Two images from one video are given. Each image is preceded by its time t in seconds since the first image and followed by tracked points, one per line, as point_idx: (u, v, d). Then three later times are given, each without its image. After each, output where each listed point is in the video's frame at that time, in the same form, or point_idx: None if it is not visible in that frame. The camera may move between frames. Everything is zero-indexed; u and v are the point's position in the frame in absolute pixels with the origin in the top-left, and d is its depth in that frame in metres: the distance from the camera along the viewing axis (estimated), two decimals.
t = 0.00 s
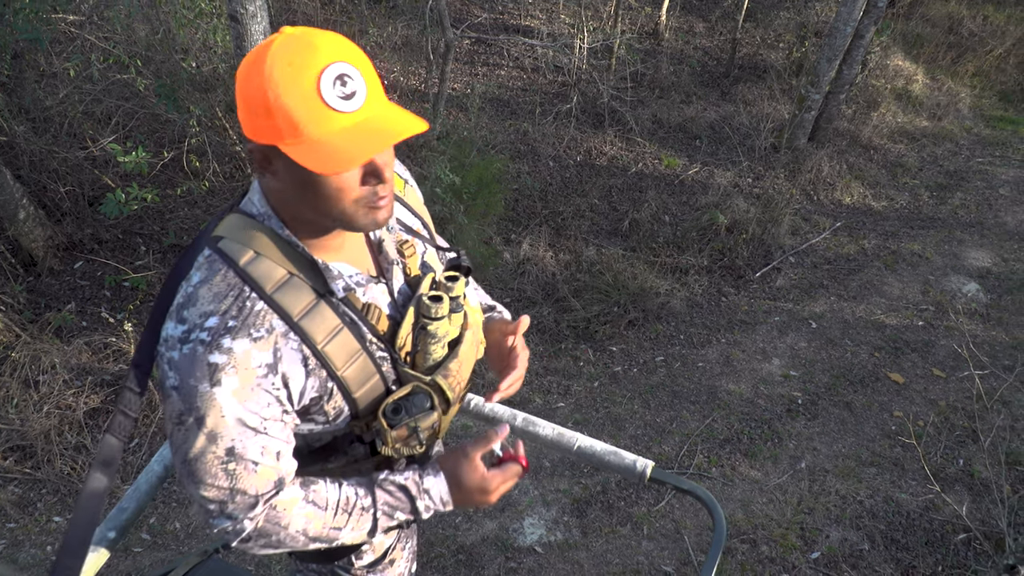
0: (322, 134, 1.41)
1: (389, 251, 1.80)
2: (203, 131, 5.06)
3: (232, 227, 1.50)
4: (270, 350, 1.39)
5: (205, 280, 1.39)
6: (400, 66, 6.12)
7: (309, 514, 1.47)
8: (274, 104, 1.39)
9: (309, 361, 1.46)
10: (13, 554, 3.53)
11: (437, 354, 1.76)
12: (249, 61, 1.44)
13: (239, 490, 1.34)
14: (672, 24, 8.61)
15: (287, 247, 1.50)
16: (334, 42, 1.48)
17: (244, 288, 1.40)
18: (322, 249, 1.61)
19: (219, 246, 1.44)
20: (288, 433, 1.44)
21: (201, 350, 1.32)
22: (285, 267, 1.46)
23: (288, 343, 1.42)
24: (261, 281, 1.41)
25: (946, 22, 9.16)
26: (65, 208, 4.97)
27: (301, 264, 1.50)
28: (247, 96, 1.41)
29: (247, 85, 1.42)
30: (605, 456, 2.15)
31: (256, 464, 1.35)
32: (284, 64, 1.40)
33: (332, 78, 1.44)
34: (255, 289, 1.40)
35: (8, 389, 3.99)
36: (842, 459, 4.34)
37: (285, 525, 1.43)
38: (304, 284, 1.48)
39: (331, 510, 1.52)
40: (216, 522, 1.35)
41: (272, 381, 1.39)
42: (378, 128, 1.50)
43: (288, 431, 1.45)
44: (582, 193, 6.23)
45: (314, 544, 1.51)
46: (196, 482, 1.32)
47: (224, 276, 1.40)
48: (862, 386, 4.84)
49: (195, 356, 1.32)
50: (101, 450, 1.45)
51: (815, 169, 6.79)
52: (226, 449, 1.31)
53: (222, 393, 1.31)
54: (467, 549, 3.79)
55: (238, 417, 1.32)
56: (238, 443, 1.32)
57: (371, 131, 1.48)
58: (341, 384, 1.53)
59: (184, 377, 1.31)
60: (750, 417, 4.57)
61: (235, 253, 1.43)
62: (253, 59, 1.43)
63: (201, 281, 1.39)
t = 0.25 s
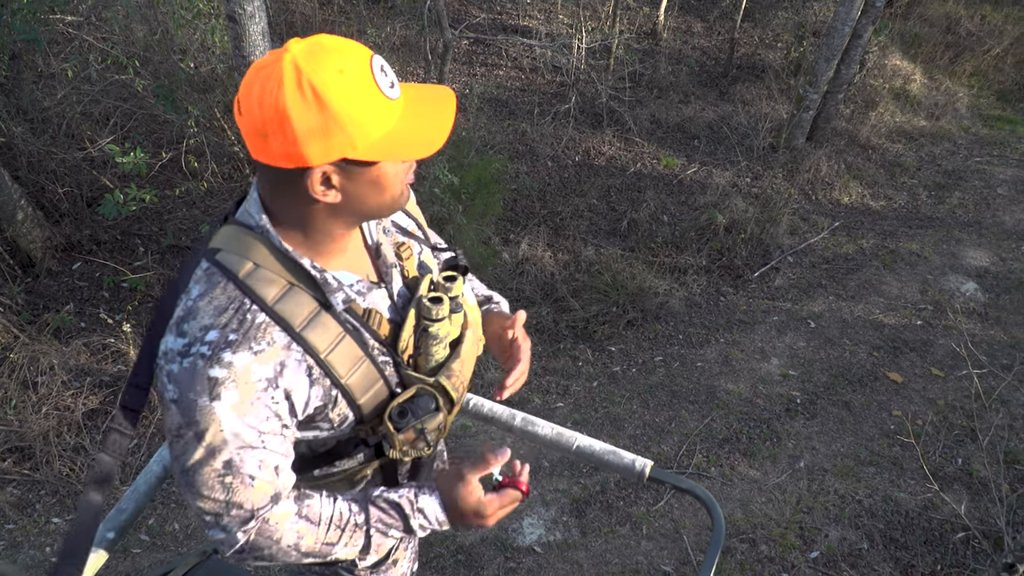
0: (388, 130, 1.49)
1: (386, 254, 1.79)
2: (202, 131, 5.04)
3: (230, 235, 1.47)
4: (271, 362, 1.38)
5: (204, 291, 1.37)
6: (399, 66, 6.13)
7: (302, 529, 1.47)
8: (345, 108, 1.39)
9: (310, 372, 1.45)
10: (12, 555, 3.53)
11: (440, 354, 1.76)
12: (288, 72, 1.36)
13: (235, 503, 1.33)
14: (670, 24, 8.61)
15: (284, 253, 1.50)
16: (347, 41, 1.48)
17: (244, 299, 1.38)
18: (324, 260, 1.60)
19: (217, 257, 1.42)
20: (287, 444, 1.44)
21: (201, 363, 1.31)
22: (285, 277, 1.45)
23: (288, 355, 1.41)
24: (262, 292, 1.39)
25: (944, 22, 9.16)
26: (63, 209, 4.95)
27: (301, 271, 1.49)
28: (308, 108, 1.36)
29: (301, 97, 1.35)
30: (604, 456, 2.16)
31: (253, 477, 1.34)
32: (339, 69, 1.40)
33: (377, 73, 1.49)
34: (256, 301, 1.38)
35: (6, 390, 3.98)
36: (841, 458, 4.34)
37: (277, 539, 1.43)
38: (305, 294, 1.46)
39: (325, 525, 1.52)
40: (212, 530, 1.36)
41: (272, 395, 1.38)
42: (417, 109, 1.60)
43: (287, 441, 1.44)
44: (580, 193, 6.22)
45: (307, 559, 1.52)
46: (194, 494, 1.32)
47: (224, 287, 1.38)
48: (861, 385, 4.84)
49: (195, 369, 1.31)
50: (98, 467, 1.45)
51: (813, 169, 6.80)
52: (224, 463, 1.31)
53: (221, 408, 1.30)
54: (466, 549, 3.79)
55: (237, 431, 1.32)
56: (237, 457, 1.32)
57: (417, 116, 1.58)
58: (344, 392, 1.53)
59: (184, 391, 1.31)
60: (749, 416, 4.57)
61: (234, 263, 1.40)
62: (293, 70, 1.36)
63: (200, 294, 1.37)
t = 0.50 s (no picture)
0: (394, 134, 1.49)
1: (385, 259, 1.80)
2: (200, 132, 5.08)
3: (226, 248, 1.46)
4: (276, 373, 1.37)
5: (205, 305, 1.36)
6: (397, 66, 6.15)
7: (320, 525, 1.47)
8: (355, 114, 1.39)
9: (313, 381, 1.45)
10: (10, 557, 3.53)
11: (440, 358, 1.78)
12: (293, 81, 1.34)
13: (248, 513, 1.33)
14: (668, 23, 8.61)
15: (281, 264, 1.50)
16: (345, 46, 1.48)
17: (247, 311, 1.37)
18: (327, 268, 1.60)
19: (216, 270, 1.42)
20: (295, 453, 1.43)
21: (206, 377, 1.30)
22: (284, 288, 1.44)
23: (293, 364, 1.40)
24: (262, 304, 1.39)
25: (941, 21, 9.17)
26: (60, 210, 4.93)
27: (299, 280, 1.49)
28: (315, 114, 1.35)
29: (309, 104, 1.34)
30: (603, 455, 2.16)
31: (264, 486, 1.34)
32: (345, 75, 1.40)
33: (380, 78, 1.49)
34: (257, 313, 1.38)
35: (5, 391, 3.97)
36: (839, 457, 4.35)
37: (296, 538, 1.43)
38: (306, 302, 1.46)
39: (340, 517, 1.53)
40: (225, 543, 1.35)
41: (278, 405, 1.38)
42: (417, 111, 1.61)
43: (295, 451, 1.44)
44: (579, 193, 6.22)
45: (323, 553, 1.52)
46: (204, 507, 1.31)
47: (225, 300, 1.37)
48: (860, 383, 4.85)
49: (199, 384, 1.30)
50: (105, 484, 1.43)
51: (811, 168, 6.80)
52: (235, 474, 1.30)
53: (229, 420, 1.29)
54: (465, 549, 3.79)
55: (247, 441, 1.31)
56: (247, 468, 1.31)
57: (418, 119, 1.58)
58: (347, 400, 1.53)
59: (188, 406, 1.29)
60: (748, 415, 4.58)
61: (234, 276, 1.40)
62: (297, 77, 1.34)
63: (199, 307, 1.37)
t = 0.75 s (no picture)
0: (384, 155, 1.49)
1: (377, 266, 1.80)
2: (198, 133, 5.08)
3: (215, 261, 1.47)
4: (268, 385, 1.38)
5: (195, 319, 1.37)
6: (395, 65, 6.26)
7: (320, 532, 1.47)
8: (344, 138, 1.39)
9: (305, 392, 1.46)
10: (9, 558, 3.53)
11: (435, 362, 1.77)
12: (282, 100, 1.34)
13: (249, 525, 1.34)
14: (666, 23, 8.61)
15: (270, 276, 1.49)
16: (338, 63, 1.47)
17: (237, 325, 1.38)
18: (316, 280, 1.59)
19: (205, 283, 1.43)
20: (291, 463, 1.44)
21: (197, 392, 1.31)
22: (272, 299, 1.45)
23: (284, 376, 1.41)
24: (252, 316, 1.40)
25: (939, 20, 9.17)
26: (59, 211, 4.94)
27: (287, 291, 1.49)
28: (304, 135, 1.34)
29: (298, 125, 1.34)
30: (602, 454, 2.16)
31: (263, 496, 1.35)
32: (335, 96, 1.39)
33: (373, 99, 1.48)
34: (247, 325, 1.39)
35: (3, 392, 3.96)
36: (838, 456, 4.35)
37: (298, 547, 1.43)
38: (296, 313, 1.47)
39: (340, 523, 1.52)
40: (226, 555, 1.36)
41: (271, 418, 1.39)
42: (409, 130, 1.61)
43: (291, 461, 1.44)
44: (577, 192, 6.22)
45: (327, 559, 1.52)
46: (203, 520, 1.31)
47: (215, 314, 1.38)
48: (858, 383, 4.85)
49: (191, 399, 1.31)
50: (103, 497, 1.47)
51: (809, 167, 6.80)
52: (233, 487, 1.31)
53: (222, 434, 1.30)
54: (464, 549, 3.79)
55: (241, 454, 1.32)
56: (244, 480, 1.32)
57: (410, 139, 1.59)
58: (340, 409, 1.54)
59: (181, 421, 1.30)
60: (746, 415, 4.58)
61: (223, 289, 1.41)
62: (287, 97, 1.34)
63: (189, 320, 1.38)
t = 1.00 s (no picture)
0: (374, 174, 1.48)
1: (371, 274, 1.78)
2: (196, 133, 5.01)
3: (206, 269, 1.49)
4: (255, 395, 1.39)
5: (184, 327, 1.39)
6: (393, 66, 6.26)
7: (307, 540, 1.47)
8: (331, 157, 1.38)
9: (294, 402, 1.46)
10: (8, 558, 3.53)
11: (429, 372, 1.77)
12: (270, 117, 1.34)
13: (235, 532, 1.35)
14: (664, 23, 8.61)
15: (259, 284, 1.50)
16: (331, 79, 1.47)
17: (225, 333, 1.40)
18: (306, 289, 1.58)
19: (196, 291, 1.45)
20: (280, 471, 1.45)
21: (184, 400, 1.32)
22: (261, 308, 1.46)
23: (273, 385, 1.42)
24: (241, 325, 1.41)
25: (938, 20, 9.17)
26: (57, 211, 4.95)
27: (277, 301, 1.50)
28: (290, 152, 1.35)
29: (284, 142, 1.34)
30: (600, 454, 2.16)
31: (250, 504, 1.35)
32: (324, 114, 1.38)
33: (365, 117, 1.47)
34: (235, 334, 1.40)
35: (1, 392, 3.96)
36: (837, 456, 4.35)
37: (284, 554, 1.44)
38: (286, 323, 1.48)
39: (327, 531, 1.53)
40: (214, 561, 1.37)
41: (259, 427, 1.39)
42: (402, 149, 1.61)
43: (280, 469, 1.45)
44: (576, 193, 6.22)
45: (312, 567, 1.52)
46: (189, 526, 1.32)
47: (204, 322, 1.40)
48: (856, 383, 4.85)
49: (179, 407, 1.32)
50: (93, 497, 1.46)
51: (808, 167, 6.80)
52: (219, 494, 1.32)
53: (208, 443, 1.31)
54: (463, 549, 3.79)
55: (227, 462, 1.32)
56: (230, 488, 1.33)
57: (402, 158, 1.58)
58: (329, 419, 1.54)
59: (169, 427, 1.32)
60: (745, 415, 4.57)
61: (213, 298, 1.43)
62: (274, 114, 1.34)
63: (179, 327, 1.40)
